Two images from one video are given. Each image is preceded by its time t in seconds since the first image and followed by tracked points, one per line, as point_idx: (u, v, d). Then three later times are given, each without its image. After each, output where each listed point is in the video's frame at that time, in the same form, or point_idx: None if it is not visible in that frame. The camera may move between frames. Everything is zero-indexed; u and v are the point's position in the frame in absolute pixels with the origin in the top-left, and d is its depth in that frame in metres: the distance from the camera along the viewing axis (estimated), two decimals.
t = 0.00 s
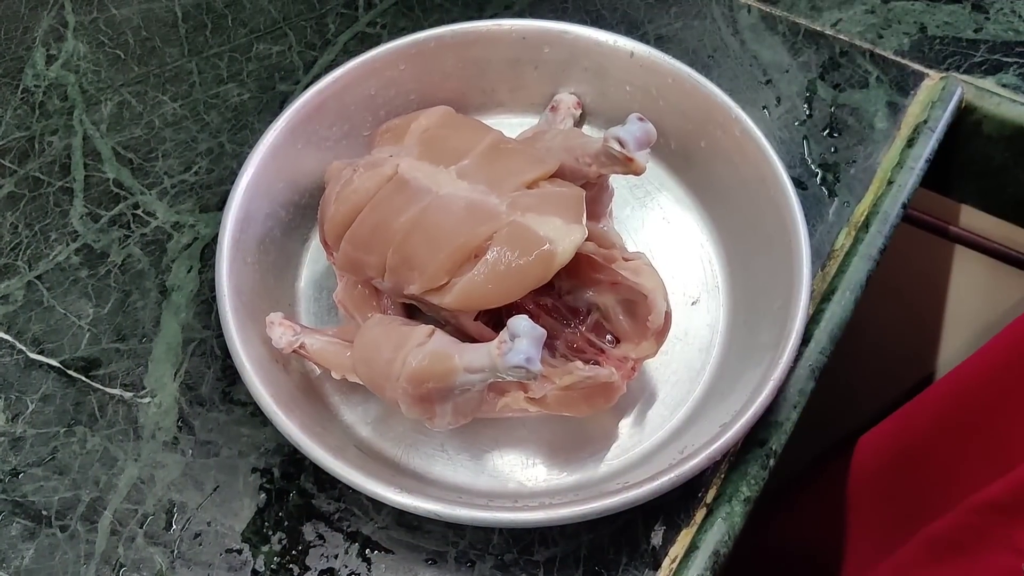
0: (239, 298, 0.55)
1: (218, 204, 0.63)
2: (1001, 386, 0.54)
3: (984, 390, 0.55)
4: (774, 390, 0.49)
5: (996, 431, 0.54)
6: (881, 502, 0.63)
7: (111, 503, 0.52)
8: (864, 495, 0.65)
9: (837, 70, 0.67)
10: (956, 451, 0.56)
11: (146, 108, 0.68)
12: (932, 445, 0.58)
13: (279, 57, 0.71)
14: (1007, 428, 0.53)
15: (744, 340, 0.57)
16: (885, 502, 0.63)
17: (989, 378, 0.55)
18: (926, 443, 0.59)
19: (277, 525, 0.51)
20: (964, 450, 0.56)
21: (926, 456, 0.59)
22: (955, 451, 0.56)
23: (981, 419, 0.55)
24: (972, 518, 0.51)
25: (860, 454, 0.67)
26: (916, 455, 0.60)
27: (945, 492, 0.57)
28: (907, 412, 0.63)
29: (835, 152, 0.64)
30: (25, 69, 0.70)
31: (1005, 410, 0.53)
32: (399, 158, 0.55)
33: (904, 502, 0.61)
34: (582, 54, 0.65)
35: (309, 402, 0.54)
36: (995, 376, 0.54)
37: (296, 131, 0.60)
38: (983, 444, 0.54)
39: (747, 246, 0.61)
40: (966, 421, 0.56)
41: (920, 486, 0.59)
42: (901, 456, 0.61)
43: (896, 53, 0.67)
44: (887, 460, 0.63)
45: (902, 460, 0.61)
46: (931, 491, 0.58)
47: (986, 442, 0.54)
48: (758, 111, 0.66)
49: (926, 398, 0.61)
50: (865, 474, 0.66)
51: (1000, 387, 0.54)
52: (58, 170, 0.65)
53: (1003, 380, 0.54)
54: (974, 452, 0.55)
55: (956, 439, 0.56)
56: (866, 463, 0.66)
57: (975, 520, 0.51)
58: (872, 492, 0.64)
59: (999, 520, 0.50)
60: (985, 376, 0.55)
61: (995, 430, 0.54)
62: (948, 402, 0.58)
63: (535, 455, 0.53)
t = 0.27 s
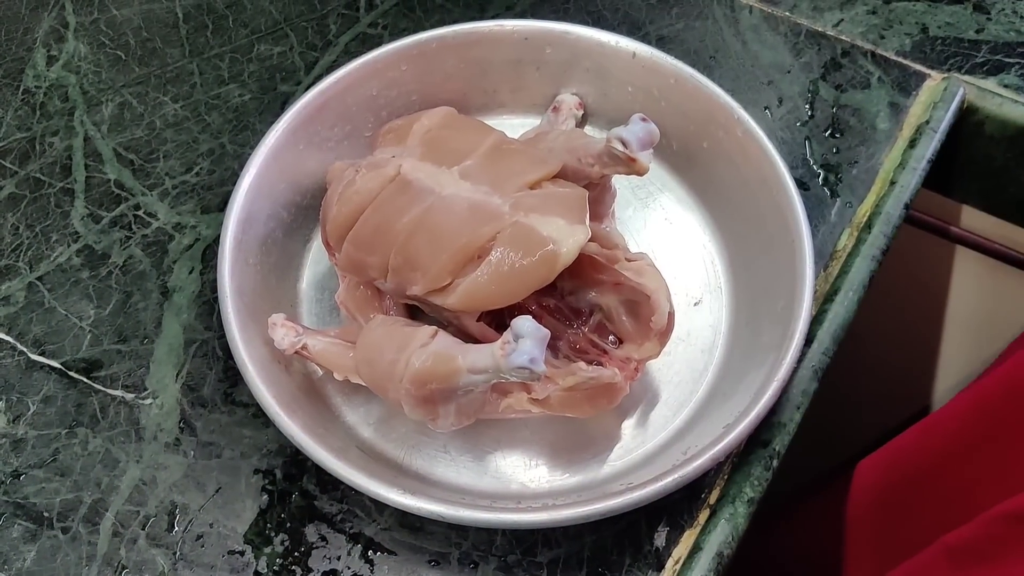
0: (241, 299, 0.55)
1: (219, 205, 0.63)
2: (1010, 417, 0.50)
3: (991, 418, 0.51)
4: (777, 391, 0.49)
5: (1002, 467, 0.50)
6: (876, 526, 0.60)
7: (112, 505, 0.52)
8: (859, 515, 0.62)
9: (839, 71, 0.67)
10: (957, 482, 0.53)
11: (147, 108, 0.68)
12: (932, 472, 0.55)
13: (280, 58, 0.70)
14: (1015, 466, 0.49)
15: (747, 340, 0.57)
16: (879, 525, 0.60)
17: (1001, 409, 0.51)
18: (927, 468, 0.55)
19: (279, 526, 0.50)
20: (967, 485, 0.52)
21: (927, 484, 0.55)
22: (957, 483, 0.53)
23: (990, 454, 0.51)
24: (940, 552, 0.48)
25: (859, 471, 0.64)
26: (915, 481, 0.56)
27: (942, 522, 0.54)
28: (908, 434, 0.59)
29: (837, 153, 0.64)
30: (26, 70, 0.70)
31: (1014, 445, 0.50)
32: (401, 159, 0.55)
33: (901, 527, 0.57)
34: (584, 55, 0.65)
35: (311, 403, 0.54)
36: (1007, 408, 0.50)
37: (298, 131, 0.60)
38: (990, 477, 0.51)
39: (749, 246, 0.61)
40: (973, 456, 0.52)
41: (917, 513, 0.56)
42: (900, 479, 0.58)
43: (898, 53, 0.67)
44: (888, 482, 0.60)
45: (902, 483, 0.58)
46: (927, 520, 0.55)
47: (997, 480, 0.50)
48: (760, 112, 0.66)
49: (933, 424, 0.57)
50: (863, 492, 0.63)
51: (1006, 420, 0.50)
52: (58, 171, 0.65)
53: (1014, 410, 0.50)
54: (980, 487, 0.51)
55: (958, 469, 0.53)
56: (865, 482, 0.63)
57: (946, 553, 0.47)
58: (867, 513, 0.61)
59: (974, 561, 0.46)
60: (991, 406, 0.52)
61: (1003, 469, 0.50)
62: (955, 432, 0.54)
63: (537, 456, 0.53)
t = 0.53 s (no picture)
0: (243, 300, 0.55)
1: (221, 206, 0.63)
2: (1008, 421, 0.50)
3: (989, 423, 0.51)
4: (779, 391, 0.49)
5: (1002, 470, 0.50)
6: (879, 532, 0.60)
7: (115, 506, 0.51)
8: (862, 520, 0.62)
9: (839, 72, 0.67)
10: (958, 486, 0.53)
11: (149, 110, 0.68)
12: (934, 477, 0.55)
13: (282, 59, 0.70)
14: (1013, 471, 0.49)
15: (749, 341, 0.57)
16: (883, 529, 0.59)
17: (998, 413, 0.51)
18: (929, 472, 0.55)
19: (282, 527, 0.50)
20: (968, 489, 0.52)
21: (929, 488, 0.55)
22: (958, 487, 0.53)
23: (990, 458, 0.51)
24: (944, 555, 0.48)
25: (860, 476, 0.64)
26: (917, 486, 0.56)
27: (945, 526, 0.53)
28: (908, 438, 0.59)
29: (839, 154, 0.64)
30: (28, 71, 0.70)
31: (1013, 449, 0.49)
32: (404, 159, 0.55)
33: (904, 533, 0.57)
34: (585, 56, 0.65)
35: (314, 404, 0.54)
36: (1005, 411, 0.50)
37: (300, 132, 0.60)
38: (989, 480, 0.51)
39: (751, 247, 0.61)
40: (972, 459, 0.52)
41: (921, 518, 0.56)
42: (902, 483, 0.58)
43: (899, 54, 0.67)
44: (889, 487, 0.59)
45: (903, 488, 0.58)
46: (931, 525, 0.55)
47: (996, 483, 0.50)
48: (761, 113, 0.66)
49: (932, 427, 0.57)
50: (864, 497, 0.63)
51: (1004, 424, 0.50)
52: (60, 173, 0.65)
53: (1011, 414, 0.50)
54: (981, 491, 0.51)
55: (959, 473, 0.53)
56: (867, 487, 0.63)
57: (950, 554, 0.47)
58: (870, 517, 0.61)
59: (979, 563, 0.46)
60: (989, 410, 0.51)
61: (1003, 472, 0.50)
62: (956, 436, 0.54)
63: (539, 457, 0.53)
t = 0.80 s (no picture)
0: (246, 301, 0.55)
1: (223, 207, 0.63)
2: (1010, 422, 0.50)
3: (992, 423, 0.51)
4: (782, 392, 0.49)
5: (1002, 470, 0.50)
6: (881, 534, 0.60)
7: (118, 507, 0.51)
8: (864, 523, 0.62)
9: (840, 73, 0.67)
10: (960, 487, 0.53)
11: (150, 111, 0.68)
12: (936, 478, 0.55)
13: (284, 60, 0.70)
14: (1015, 475, 0.49)
15: (751, 342, 0.57)
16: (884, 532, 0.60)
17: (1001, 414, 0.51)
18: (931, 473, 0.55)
19: (284, 528, 0.50)
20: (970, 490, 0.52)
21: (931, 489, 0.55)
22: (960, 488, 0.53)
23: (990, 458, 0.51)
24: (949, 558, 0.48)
25: (863, 478, 0.64)
26: (920, 488, 0.56)
27: (948, 527, 0.53)
28: (913, 440, 0.59)
29: (840, 154, 0.64)
30: (29, 72, 0.70)
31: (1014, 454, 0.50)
32: (406, 160, 0.55)
33: (905, 534, 0.57)
34: (587, 57, 0.65)
35: (316, 404, 0.54)
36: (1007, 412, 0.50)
37: (302, 133, 0.60)
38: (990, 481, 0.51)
39: (752, 248, 0.61)
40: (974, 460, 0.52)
41: (923, 520, 0.56)
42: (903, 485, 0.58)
43: (900, 55, 0.67)
44: (891, 489, 0.59)
45: (905, 490, 0.58)
46: (932, 526, 0.55)
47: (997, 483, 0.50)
48: (762, 114, 0.67)
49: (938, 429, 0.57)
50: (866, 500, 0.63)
51: (1006, 428, 0.50)
52: (62, 174, 0.65)
53: (1015, 415, 0.50)
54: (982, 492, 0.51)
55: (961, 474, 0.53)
56: (869, 488, 0.63)
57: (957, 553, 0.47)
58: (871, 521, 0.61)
59: (985, 562, 0.46)
60: (992, 412, 0.52)
61: (1003, 471, 0.50)
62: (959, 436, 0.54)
63: (542, 458, 0.53)
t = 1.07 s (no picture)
0: (244, 301, 0.55)
1: (221, 208, 0.63)
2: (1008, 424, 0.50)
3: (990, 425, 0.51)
4: (780, 391, 0.49)
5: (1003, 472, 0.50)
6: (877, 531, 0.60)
7: (116, 508, 0.51)
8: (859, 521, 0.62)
9: (838, 73, 0.67)
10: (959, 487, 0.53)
11: (148, 111, 0.68)
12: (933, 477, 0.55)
13: (282, 60, 0.71)
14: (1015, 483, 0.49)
15: (749, 342, 0.57)
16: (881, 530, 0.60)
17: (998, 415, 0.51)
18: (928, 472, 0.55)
19: (283, 528, 0.50)
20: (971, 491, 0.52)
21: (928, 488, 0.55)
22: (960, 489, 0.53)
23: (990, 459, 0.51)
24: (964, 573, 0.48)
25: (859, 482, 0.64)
26: (918, 493, 0.56)
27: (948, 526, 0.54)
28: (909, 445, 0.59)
29: (838, 154, 0.64)
30: (27, 73, 0.70)
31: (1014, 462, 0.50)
32: (404, 160, 0.55)
33: (904, 532, 0.57)
34: (585, 58, 0.65)
35: (314, 405, 0.54)
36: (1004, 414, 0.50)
37: (300, 133, 0.60)
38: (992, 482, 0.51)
39: (750, 248, 0.61)
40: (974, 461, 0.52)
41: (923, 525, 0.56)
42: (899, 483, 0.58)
43: (897, 56, 0.67)
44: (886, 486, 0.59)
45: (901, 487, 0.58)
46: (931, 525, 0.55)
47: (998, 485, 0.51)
48: (760, 114, 0.67)
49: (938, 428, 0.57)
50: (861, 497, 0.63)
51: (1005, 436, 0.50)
52: (60, 174, 0.65)
53: (1014, 418, 0.50)
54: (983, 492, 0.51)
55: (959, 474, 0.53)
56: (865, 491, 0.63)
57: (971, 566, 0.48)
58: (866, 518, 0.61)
59: None
60: (990, 420, 0.51)
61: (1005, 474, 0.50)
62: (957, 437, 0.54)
63: (540, 458, 0.53)
